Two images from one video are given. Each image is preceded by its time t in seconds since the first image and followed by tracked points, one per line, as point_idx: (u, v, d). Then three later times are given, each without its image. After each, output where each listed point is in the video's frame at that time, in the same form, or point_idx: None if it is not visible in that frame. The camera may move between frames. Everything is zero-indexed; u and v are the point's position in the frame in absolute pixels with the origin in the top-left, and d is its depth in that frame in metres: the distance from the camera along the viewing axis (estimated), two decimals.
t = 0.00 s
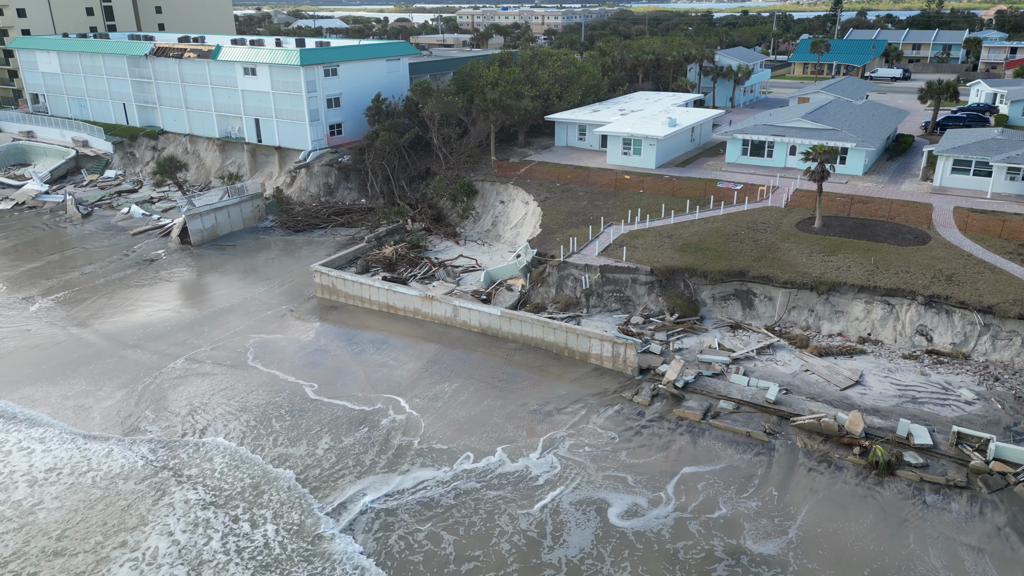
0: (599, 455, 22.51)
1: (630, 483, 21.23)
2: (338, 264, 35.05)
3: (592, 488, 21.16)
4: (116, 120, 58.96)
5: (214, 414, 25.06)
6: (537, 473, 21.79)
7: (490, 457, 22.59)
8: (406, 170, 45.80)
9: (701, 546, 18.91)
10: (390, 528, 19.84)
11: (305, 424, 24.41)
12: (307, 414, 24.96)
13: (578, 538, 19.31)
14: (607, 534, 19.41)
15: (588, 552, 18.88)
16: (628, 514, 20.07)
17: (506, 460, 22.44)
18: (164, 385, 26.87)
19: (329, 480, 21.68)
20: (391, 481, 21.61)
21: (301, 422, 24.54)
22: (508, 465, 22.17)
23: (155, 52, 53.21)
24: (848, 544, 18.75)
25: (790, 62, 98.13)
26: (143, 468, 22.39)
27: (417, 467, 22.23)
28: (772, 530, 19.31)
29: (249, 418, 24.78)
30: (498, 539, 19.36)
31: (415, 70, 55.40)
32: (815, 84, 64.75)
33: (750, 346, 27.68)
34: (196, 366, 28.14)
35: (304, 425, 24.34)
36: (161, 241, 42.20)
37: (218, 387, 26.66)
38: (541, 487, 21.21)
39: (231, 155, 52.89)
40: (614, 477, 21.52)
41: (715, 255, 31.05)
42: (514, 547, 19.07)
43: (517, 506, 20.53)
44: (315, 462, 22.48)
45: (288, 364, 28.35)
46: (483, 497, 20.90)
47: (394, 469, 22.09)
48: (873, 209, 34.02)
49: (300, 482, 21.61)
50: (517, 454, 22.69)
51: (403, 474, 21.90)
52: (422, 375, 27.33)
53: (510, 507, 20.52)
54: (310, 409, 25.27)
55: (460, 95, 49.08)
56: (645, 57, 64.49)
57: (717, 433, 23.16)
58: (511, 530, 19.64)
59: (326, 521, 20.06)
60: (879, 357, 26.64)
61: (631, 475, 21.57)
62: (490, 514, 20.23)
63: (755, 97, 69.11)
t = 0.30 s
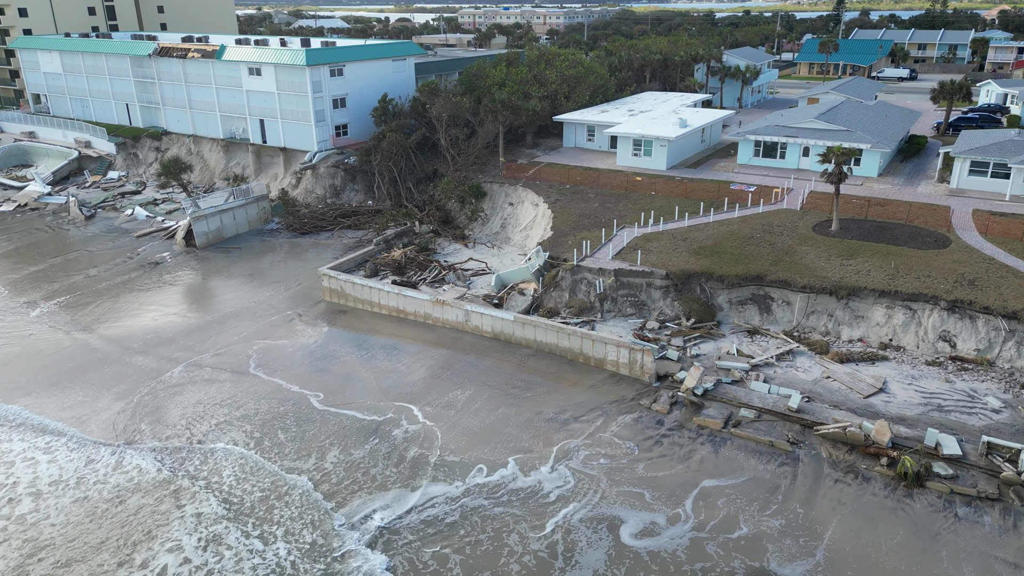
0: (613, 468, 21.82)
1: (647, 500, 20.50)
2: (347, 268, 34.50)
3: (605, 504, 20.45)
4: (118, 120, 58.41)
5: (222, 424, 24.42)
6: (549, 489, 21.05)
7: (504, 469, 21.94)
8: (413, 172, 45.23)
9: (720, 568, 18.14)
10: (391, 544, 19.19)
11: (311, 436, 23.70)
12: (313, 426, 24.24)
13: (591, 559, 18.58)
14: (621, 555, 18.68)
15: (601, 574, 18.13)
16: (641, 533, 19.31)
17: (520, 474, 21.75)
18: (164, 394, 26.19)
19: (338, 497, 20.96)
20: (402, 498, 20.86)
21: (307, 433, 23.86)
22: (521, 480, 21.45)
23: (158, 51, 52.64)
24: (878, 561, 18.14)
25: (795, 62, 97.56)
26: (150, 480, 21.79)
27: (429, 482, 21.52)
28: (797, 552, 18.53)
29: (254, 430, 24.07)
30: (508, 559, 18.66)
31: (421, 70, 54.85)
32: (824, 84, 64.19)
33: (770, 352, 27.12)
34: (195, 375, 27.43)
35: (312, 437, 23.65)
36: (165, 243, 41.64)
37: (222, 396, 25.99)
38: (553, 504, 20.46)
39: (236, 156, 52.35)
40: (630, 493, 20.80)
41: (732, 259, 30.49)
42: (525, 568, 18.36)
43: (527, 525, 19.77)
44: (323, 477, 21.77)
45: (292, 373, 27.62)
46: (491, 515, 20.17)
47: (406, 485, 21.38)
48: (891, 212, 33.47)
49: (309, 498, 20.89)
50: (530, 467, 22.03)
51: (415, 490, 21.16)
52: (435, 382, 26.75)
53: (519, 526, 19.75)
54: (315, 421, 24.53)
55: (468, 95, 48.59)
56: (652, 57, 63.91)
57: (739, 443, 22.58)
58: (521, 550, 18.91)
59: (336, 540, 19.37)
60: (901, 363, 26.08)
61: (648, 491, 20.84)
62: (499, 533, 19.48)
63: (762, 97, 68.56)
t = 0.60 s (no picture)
0: (630, 484, 21.18)
1: (666, 520, 19.81)
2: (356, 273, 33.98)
3: (621, 524, 19.76)
4: (122, 122, 57.88)
5: (231, 435, 23.88)
6: (562, 508, 20.35)
7: (518, 485, 21.31)
8: (420, 174, 44.68)
9: None
10: (399, 567, 18.51)
11: (320, 450, 23.03)
12: (321, 439, 23.57)
13: None
14: None
15: None
16: (655, 557, 18.60)
17: (533, 490, 21.07)
18: (168, 405, 25.57)
19: (349, 516, 20.30)
20: (416, 517, 20.17)
21: (315, 447, 23.19)
22: (535, 498, 20.75)
23: (162, 52, 52.10)
24: None
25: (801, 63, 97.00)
26: (159, 495, 21.21)
27: (445, 500, 20.83)
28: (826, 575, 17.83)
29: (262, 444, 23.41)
30: None
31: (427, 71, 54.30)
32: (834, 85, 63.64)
33: (790, 359, 26.58)
34: (194, 385, 26.74)
35: (321, 451, 22.98)
36: (170, 247, 41.12)
37: (228, 407, 25.36)
38: (565, 525, 19.74)
39: (240, 158, 51.81)
40: (648, 512, 20.12)
41: (749, 264, 29.94)
42: None
43: (538, 547, 19.07)
44: (335, 494, 21.13)
45: (297, 384, 26.92)
46: (500, 535, 19.48)
47: (422, 504, 20.68)
48: (910, 216, 32.87)
49: (321, 516, 20.24)
50: (543, 483, 21.38)
51: (431, 510, 20.44)
52: (449, 391, 26.19)
53: (528, 548, 19.03)
54: (323, 434, 23.85)
55: (476, 97, 48.07)
56: (660, 57, 63.35)
57: (763, 454, 22.06)
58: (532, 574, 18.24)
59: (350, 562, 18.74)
60: (925, 372, 25.55)
61: (668, 510, 20.16)
62: (509, 556, 18.78)
63: (771, 98, 68.02)
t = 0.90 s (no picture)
0: (649, 500, 20.53)
1: (688, 539, 19.08)
2: (366, 277, 33.47)
3: (639, 543, 19.05)
4: (125, 123, 57.36)
5: (241, 448, 23.22)
6: (576, 528, 19.62)
7: (533, 500, 20.66)
8: (428, 176, 44.15)
9: None
10: None
11: (331, 464, 22.38)
12: (331, 452, 22.94)
13: None
14: None
15: None
16: None
17: (549, 507, 20.39)
18: (175, 415, 25.00)
19: (363, 534, 19.64)
20: (431, 537, 19.48)
21: (324, 461, 22.52)
22: (551, 516, 20.04)
23: (166, 53, 51.56)
24: None
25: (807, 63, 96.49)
26: (169, 511, 20.65)
27: (460, 518, 20.12)
28: None
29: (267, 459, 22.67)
30: None
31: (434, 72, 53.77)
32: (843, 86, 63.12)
33: (811, 367, 26.05)
34: (200, 395, 26.14)
35: (331, 466, 22.31)
36: (175, 251, 40.57)
37: (235, 418, 24.76)
38: (578, 547, 19.00)
39: (246, 159, 51.29)
40: (667, 531, 19.40)
41: (767, 269, 29.41)
42: None
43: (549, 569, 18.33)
44: (348, 510, 20.49)
45: (306, 393, 26.31)
46: (510, 556, 18.78)
47: (437, 522, 19.98)
48: (930, 219, 32.44)
49: (335, 534, 19.63)
50: (558, 498, 20.73)
51: (446, 529, 19.74)
52: (463, 399, 25.62)
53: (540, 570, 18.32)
54: (332, 447, 23.20)
55: (484, 98, 47.55)
56: (668, 58, 62.81)
57: (789, 465, 21.53)
58: None
59: None
60: (951, 380, 25.01)
61: (690, 528, 19.45)
62: None
63: (779, 99, 67.52)
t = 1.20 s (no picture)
0: (671, 515, 19.92)
1: (713, 559, 18.41)
2: (377, 281, 32.97)
3: (660, 565, 18.34)
4: (130, 124, 56.87)
5: (253, 460, 22.66)
6: (592, 549, 18.90)
7: (551, 517, 20.01)
8: (437, 178, 43.63)
9: None
10: None
11: (343, 479, 21.73)
12: (343, 465, 22.31)
13: None
14: None
15: None
16: None
17: (566, 525, 19.72)
18: (185, 425, 24.44)
19: (378, 555, 18.97)
20: (448, 558, 18.78)
21: (336, 476, 21.89)
22: (569, 535, 19.36)
23: (171, 54, 51.05)
24: None
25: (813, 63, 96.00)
26: (182, 527, 20.10)
27: (478, 538, 19.41)
28: None
29: (276, 474, 21.99)
30: None
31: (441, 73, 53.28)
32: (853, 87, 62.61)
33: (834, 374, 25.51)
34: (210, 404, 25.57)
35: (342, 481, 21.65)
36: (181, 254, 40.08)
37: (245, 429, 24.14)
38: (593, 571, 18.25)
39: (252, 161, 50.79)
40: (690, 551, 18.70)
41: (787, 273, 28.89)
42: None
43: None
44: (364, 527, 19.87)
45: (318, 401, 25.76)
46: None
47: (453, 542, 19.30)
48: (950, 222, 31.98)
49: (351, 553, 19.01)
50: (578, 513, 20.11)
51: (463, 549, 19.05)
52: (479, 408, 25.06)
53: None
54: (344, 460, 22.55)
55: (493, 99, 47.04)
56: (677, 58, 62.34)
57: (816, 477, 21.01)
58: None
59: None
60: (978, 387, 24.45)
61: (714, 548, 18.77)
62: None
63: (787, 100, 67.11)
